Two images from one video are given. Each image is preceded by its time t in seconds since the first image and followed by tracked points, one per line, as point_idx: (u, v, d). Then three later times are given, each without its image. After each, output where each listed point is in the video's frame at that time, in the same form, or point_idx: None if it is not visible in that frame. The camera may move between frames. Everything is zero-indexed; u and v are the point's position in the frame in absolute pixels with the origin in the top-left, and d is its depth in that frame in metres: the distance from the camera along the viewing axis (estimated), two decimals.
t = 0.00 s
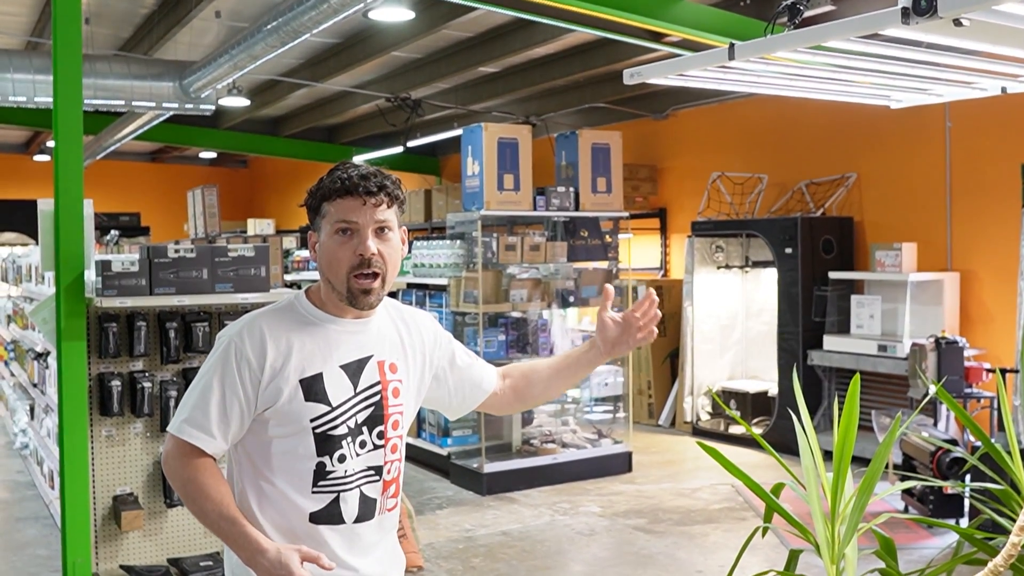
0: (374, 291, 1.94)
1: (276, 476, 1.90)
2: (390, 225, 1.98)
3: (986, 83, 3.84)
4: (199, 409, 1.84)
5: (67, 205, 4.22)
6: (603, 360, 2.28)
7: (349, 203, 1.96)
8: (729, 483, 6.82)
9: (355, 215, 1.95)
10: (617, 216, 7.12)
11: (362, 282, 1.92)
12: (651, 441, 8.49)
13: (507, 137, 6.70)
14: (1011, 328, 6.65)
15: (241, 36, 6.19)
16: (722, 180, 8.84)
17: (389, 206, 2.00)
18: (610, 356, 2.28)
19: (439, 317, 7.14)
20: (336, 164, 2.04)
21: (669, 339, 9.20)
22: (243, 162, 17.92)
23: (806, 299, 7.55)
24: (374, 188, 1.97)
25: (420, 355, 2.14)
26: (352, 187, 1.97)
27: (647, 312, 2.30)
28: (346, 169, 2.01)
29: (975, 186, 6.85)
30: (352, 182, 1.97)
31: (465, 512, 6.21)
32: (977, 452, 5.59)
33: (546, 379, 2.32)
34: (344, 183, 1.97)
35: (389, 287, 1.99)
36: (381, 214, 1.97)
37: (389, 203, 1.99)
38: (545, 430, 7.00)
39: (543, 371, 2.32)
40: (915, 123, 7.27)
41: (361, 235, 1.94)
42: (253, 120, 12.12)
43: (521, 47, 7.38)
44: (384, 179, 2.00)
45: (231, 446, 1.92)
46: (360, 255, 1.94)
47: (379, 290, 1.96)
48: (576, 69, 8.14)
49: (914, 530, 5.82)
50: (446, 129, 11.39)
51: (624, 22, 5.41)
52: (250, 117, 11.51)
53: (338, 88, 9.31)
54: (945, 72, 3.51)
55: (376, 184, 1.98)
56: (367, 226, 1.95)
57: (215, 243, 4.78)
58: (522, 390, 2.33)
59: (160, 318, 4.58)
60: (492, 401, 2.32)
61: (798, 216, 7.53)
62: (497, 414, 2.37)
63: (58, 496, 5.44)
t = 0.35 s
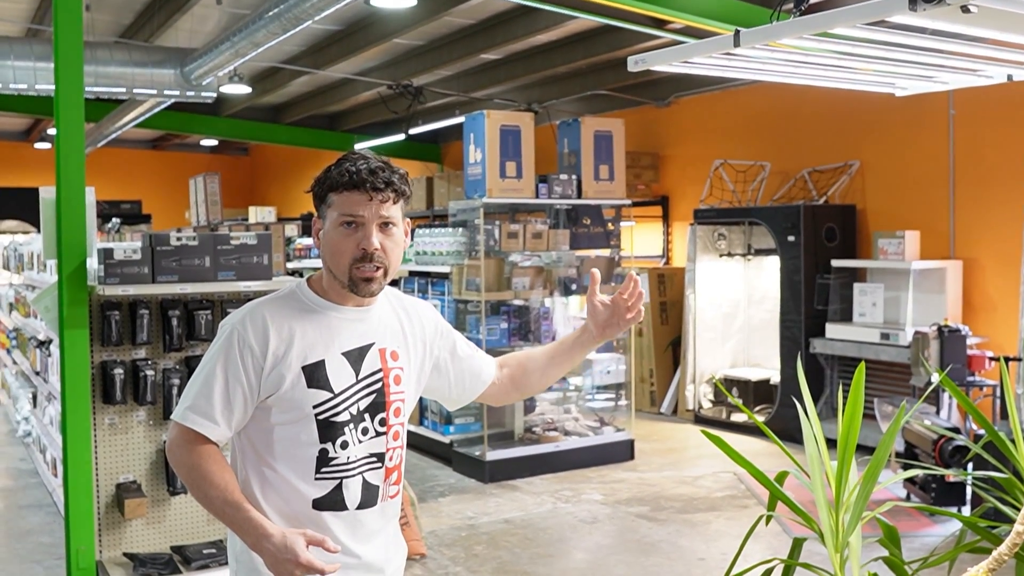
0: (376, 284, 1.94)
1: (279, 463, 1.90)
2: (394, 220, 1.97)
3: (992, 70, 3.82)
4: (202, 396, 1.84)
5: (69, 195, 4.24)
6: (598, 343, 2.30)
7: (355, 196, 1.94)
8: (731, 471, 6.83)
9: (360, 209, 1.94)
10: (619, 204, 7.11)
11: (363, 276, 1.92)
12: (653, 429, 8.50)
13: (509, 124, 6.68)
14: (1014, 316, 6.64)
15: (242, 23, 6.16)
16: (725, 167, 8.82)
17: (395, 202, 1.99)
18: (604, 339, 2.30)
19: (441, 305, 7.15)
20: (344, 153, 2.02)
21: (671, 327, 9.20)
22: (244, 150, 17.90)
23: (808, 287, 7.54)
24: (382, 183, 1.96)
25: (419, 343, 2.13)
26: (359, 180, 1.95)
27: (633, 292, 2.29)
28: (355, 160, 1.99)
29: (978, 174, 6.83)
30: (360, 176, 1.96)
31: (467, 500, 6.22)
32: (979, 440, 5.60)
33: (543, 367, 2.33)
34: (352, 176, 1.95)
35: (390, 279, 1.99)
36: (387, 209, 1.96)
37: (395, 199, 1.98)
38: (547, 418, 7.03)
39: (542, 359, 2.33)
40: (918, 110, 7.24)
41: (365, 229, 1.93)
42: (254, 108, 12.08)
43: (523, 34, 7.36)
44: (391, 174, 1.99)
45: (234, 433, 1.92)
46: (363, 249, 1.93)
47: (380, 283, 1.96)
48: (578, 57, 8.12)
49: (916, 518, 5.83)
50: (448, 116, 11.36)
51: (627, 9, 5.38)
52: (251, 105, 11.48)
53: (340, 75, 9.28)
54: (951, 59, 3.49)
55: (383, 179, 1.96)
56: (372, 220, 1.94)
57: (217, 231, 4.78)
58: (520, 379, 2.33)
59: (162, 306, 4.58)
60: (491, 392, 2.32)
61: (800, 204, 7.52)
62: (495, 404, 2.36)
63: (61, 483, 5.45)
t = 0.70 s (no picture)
0: (374, 283, 1.94)
1: (282, 449, 1.90)
2: (405, 226, 1.96)
3: (994, 61, 3.81)
4: (209, 381, 1.84)
5: (71, 188, 4.28)
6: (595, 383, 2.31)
7: (372, 196, 1.94)
8: (732, 462, 6.84)
9: (374, 209, 1.94)
10: (621, 195, 7.10)
11: (363, 273, 1.92)
12: (655, 420, 8.51)
13: (511, 115, 6.67)
14: (1016, 307, 6.64)
15: (243, 14, 6.14)
16: (726, 158, 8.81)
17: (410, 207, 1.98)
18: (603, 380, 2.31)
19: (443, 296, 7.16)
20: (371, 151, 2.01)
21: (673, 318, 9.21)
22: (245, 141, 17.88)
23: (810, 278, 7.54)
24: (399, 188, 1.95)
25: (418, 339, 2.13)
26: (378, 182, 1.94)
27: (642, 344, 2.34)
28: (379, 160, 1.98)
29: (980, 165, 6.82)
30: (380, 177, 1.95)
31: (469, 491, 6.23)
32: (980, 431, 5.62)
33: (536, 391, 2.32)
34: (372, 176, 1.94)
35: (392, 280, 1.98)
36: (400, 214, 1.95)
37: (409, 205, 1.97)
38: (549, 409, 7.02)
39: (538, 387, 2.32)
40: (919, 101, 7.23)
41: (374, 229, 1.93)
42: (255, 99, 12.07)
43: (524, 25, 7.34)
44: (411, 180, 1.99)
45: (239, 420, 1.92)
46: (369, 248, 1.92)
47: (379, 282, 1.96)
48: (580, 48, 8.10)
49: (917, 509, 5.84)
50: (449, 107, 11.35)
51: None
52: (252, 96, 11.46)
53: (341, 66, 9.26)
54: (954, 50, 3.48)
55: (401, 184, 1.95)
56: (383, 222, 1.93)
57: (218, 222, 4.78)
58: (512, 399, 2.32)
59: (164, 297, 4.58)
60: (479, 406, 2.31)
61: (802, 195, 7.51)
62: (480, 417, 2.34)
63: (65, 474, 5.46)
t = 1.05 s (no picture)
0: (387, 269, 1.95)
1: (292, 435, 1.91)
2: (408, 210, 1.99)
3: (995, 55, 3.82)
4: (222, 371, 1.86)
5: (75, 181, 4.32)
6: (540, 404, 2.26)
7: (375, 184, 1.95)
8: (733, 454, 6.86)
9: (378, 195, 1.95)
10: (622, 188, 7.10)
11: (378, 259, 1.93)
12: (656, 412, 8.53)
13: (513, 108, 6.67)
14: (1016, 300, 6.66)
15: (245, 7, 6.14)
16: (728, 151, 8.81)
17: (408, 192, 2.00)
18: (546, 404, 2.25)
19: (445, 289, 7.17)
20: (360, 145, 2.03)
21: (674, 311, 9.23)
22: (246, 134, 17.88)
23: (811, 271, 7.55)
24: (399, 173, 1.98)
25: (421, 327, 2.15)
26: (379, 170, 1.97)
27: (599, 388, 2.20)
28: (372, 151, 2.00)
29: (981, 158, 6.82)
30: (379, 166, 1.97)
31: (471, 483, 6.25)
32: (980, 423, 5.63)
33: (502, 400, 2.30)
34: (371, 165, 1.96)
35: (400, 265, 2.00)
36: (404, 199, 1.98)
37: (409, 190, 2.00)
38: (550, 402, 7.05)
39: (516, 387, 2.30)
40: (921, 94, 7.23)
41: (382, 216, 1.94)
42: (256, 92, 12.07)
43: (526, 18, 7.35)
44: (406, 165, 2.01)
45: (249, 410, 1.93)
46: (379, 234, 1.94)
47: (391, 268, 1.97)
48: (582, 41, 8.10)
49: (917, 501, 5.86)
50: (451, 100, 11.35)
51: None
52: (253, 88, 11.45)
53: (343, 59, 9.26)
54: (954, 43, 3.49)
55: (399, 170, 1.98)
56: (388, 207, 1.95)
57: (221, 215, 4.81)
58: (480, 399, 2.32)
59: (167, 290, 4.59)
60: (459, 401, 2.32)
61: (803, 188, 7.51)
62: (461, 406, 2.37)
63: (68, 466, 5.48)
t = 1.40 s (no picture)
0: (393, 256, 1.99)
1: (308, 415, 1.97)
2: (408, 197, 2.03)
3: (996, 51, 3.83)
4: (257, 353, 1.89)
5: (79, 176, 4.34)
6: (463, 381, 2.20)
7: (375, 174, 1.98)
8: (735, 449, 6.88)
9: (380, 185, 1.98)
10: (625, 182, 7.10)
11: (385, 246, 1.97)
12: (657, 407, 8.55)
13: (515, 103, 6.68)
14: (1017, 295, 6.67)
15: (248, 2, 6.14)
16: (730, 146, 8.82)
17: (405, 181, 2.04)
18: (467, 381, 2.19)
19: (447, 284, 7.18)
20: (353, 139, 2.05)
21: (676, 305, 9.25)
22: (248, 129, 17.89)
23: (813, 266, 7.55)
24: (396, 163, 2.01)
25: (422, 314, 2.19)
26: (377, 161, 1.99)
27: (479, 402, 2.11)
28: (367, 144, 2.03)
29: (983, 154, 6.83)
30: (377, 157, 2.00)
31: (474, 477, 6.28)
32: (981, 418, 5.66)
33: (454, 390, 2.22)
34: (369, 157, 1.99)
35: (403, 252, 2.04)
36: (403, 188, 2.02)
37: (406, 179, 2.04)
38: (553, 396, 7.07)
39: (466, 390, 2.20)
40: (923, 89, 7.24)
41: (386, 204, 1.98)
42: (258, 86, 12.08)
43: (529, 13, 7.36)
44: (400, 155, 2.05)
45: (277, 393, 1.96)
46: (383, 223, 1.98)
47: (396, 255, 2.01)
48: (585, 35, 8.10)
49: (918, 495, 5.88)
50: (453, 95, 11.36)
51: None
52: (256, 83, 11.46)
53: (345, 54, 9.27)
54: (956, 39, 3.51)
55: (396, 160, 2.01)
56: (391, 196, 1.98)
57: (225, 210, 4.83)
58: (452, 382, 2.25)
59: (171, 285, 4.61)
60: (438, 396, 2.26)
61: (806, 183, 7.52)
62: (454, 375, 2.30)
63: (72, 460, 5.50)
